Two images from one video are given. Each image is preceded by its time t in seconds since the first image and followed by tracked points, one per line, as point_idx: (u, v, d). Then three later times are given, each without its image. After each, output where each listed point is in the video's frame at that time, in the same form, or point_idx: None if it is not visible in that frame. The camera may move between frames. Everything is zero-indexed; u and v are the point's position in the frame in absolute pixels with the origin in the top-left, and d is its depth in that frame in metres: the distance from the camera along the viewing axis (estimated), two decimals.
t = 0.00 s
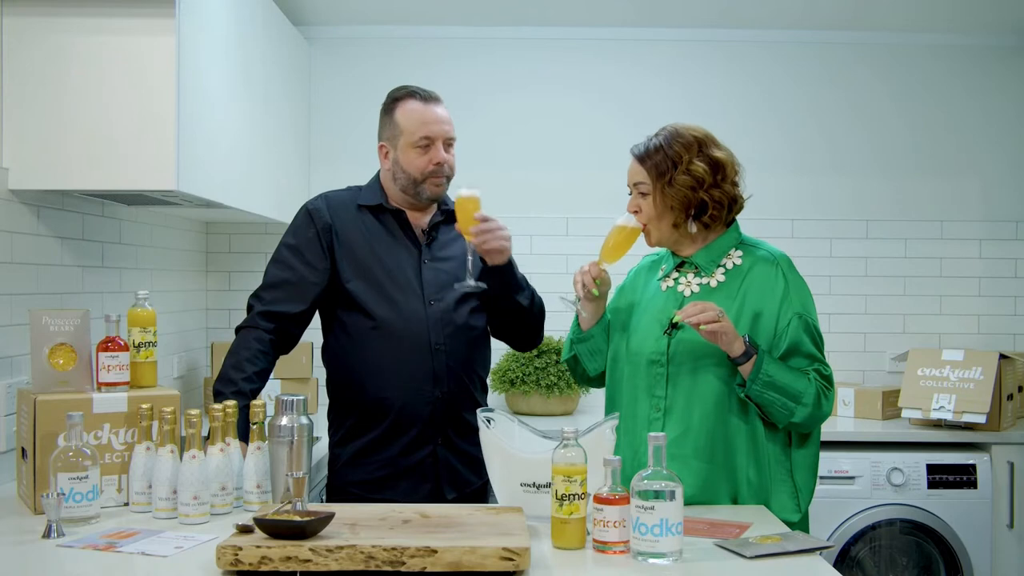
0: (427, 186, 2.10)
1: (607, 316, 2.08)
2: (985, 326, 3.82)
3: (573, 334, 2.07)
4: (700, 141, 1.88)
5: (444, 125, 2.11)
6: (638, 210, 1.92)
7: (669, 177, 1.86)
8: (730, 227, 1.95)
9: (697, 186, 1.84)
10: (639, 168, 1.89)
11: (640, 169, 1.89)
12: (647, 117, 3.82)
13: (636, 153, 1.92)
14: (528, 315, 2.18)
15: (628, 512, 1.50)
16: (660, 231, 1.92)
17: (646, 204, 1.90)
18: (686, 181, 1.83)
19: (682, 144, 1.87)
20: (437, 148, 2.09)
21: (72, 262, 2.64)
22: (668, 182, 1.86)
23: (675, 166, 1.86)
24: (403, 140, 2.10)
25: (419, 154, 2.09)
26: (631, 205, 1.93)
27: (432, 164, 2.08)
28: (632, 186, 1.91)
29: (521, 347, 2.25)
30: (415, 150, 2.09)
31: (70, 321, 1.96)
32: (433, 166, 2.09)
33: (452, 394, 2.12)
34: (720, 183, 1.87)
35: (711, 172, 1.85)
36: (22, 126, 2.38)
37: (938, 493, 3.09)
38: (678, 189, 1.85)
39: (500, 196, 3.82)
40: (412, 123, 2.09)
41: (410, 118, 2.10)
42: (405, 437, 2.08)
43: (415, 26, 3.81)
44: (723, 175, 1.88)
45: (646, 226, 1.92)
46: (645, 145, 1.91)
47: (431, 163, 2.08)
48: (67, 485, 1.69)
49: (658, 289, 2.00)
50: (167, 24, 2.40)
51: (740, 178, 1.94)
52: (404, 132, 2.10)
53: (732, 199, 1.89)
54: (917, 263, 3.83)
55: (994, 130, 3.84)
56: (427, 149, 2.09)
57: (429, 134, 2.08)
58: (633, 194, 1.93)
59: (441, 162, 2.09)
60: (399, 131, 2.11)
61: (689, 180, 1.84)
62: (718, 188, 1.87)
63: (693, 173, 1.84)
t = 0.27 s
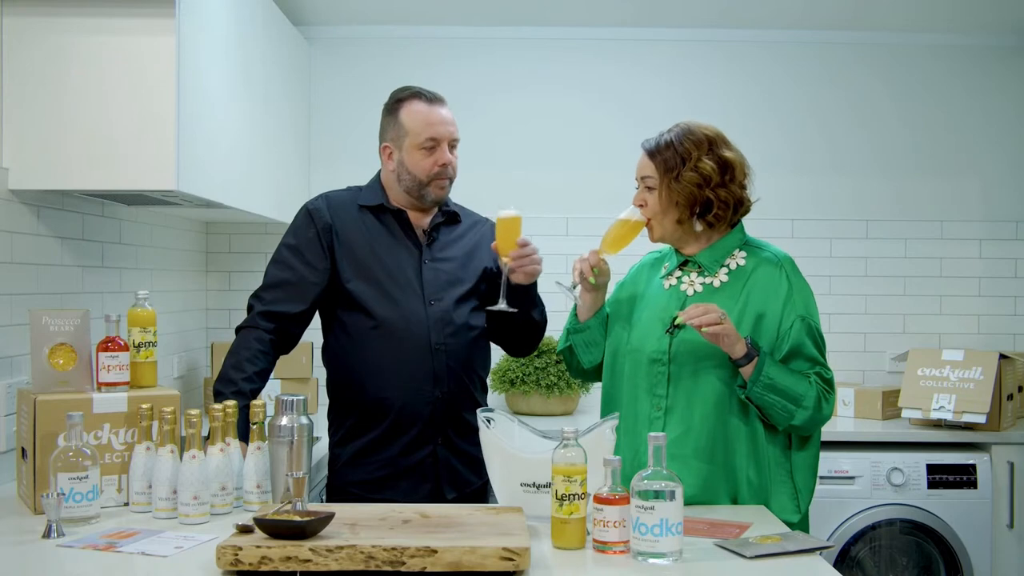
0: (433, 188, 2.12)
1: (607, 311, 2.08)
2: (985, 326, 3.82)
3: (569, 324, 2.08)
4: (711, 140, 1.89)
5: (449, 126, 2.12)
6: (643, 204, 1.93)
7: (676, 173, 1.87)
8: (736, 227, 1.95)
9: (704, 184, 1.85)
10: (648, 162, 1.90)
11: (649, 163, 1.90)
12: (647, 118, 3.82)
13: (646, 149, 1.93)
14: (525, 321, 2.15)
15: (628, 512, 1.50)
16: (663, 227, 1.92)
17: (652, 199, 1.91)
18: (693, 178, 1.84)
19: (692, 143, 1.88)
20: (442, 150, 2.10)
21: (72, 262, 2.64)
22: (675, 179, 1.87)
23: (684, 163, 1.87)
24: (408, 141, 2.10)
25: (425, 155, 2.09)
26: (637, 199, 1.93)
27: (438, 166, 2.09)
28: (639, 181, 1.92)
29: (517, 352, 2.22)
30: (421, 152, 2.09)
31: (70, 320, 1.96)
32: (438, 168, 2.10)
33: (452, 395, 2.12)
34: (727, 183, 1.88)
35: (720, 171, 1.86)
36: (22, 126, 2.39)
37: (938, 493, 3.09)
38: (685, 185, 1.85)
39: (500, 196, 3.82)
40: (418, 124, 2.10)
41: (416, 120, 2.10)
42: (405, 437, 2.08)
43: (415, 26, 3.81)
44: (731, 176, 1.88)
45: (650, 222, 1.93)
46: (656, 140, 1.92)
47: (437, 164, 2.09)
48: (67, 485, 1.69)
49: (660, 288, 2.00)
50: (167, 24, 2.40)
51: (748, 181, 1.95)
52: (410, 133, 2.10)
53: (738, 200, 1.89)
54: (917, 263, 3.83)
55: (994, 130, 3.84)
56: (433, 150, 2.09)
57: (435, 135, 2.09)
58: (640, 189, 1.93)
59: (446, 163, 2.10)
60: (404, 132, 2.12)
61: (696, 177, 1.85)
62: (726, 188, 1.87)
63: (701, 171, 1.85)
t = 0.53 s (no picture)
0: (431, 186, 2.11)
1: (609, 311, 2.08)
2: (985, 326, 3.82)
3: (575, 329, 2.06)
4: (712, 140, 1.88)
5: (449, 125, 2.12)
6: (644, 205, 1.93)
7: (677, 173, 1.87)
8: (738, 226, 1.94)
9: (704, 185, 1.85)
10: (650, 163, 1.91)
11: (651, 164, 1.91)
12: (647, 118, 3.82)
13: (649, 149, 1.93)
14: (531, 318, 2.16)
15: (628, 512, 1.50)
16: (666, 228, 1.93)
17: (654, 199, 1.91)
18: (694, 179, 1.84)
19: (694, 143, 1.87)
20: (442, 148, 2.10)
21: (72, 262, 2.64)
22: (676, 179, 1.87)
23: (685, 163, 1.87)
24: (407, 139, 2.11)
25: (424, 153, 2.09)
26: (640, 199, 1.94)
27: (437, 164, 2.09)
28: (642, 181, 1.93)
29: (517, 349, 2.25)
30: (420, 150, 2.09)
31: (70, 321, 1.96)
32: (438, 165, 2.10)
33: (452, 394, 2.12)
34: (729, 184, 1.88)
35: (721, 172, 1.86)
36: (22, 126, 2.39)
37: (938, 493, 3.09)
38: (686, 186, 1.86)
39: (500, 196, 3.82)
40: (417, 122, 2.10)
41: (416, 118, 2.10)
42: (405, 437, 2.08)
43: (415, 26, 3.81)
44: (733, 176, 1.88)
45: (652, 222, 1.93)
46: (658, 140, 1.92)
47: (436, 162, 2.09)
48: (67, 485, 1.69)
49: (661, 288, 2.00)
50: (167, 24, 2.40)
51: (752, 179, 1.94)
52: (409, 131, 2.10)
53: (740, 201, 1.89)
54: (917, 263, 3.83)
55: (994, 130, 3.84)
56: (433, 148, 2.09)
57: (435, 133, 2.09)
58: (642, 189, 1.94)
59: (446, 161, 2.10)
60: (404, 130, 2.12)
61: (696, 177, 1.85)
62: (727, 188, 1.87)
63: (702, 171, 1.85)
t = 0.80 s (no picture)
0: (432, 185, 2.11)
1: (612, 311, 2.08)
2: (985, 326, 3.82)
3: (582, 339, 2.09)
4: (716, 139, 1.88)
5: (449, 124, 2.13)
6: (649, 203, 1.94)
7: (679, 172, 1.87)
8: (741, 225, 1.94)
9: (705, 184, 1.85)
10: (655, 161, 1.92)
11: (655, 163, 1.91)
12: (647, 118, 3.82)
13: (654, 147, 1.94)
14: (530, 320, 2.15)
15: (628, 512, 1.50)
16: (668, 226, 1.94)
17: (657, 198, 1.92)
18: (694, 178, 1.85)
19: (697, 142, 1.87)
20: (443, 147, 2.10)
21: (72, 262, 2.63)
22: (678, 178, 1.88)
23: (687, 162, 1.87)
24: (408, 138, 2.11)
25: (425, 153, 2.10)
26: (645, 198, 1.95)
27: (438, 163, 2.10)
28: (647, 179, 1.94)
29: (517, 350, 2.23)
30: (421, 149, 2.09)
31: (70, 321, 1.96)
32: (438, 165, 2.10)
33: (452, 394, 2.12)
34: (731, 183, 1.87)
35: (722, 172, 1.86)
36: (22, 126, 2.39)
37: (938, 493, 3.09)
38: (686, 185, 1.86)
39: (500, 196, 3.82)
40: (418, 121, 2.10)
41: (416, 117, 2.11)
42: (405, 437, 2.08)
43: (415, 26, 3.81)
44: (736, 176, 1.88)
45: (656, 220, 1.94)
46: (664, 139, 1.92)
47: (436, 161, 2.10)
48: (67, 485, 1.69)
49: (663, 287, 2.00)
50: (167, 24, 2.40)
51: (757, 179, 1.93)
52: (410, 131, 2.11)
53: (742, 201, 1.89)
54: (917, 263, 3.83)
55: (994, 130, 3.84)
56: (433, 147, 2.10)
57: (435, 133, 2.10)
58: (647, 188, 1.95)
59: (446, 160, 2.11)
60: (404, 130, 2.12)
61: (697, 177, 1.85)
62: (729, 188, 1.87)
63: (703, 170, 1.85)
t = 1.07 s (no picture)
0: (432, 184, 2.11)
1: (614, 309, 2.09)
2: (985, 326, 3.82)
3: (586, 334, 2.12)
4: (730, 142, 1.88)
5: (448, 124, 2.13)
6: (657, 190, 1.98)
7: (684, 166, 1.90)
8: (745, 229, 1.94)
9: (703, 183, 1.87)
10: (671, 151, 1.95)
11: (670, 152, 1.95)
12: (647, 118, 3.82)
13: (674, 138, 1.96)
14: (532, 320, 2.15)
15: (628, 512, 1.50)
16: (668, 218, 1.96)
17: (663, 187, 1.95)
18: (693, 175, 1.87)
19: (710, 141, 1.88)
20: (443, 147, 2.11)
21: (72, 262, 2.63)
22: (681, 172, 1.90)
23: (694, 158, 1.89)
24: (408, 138, 2.11)
25: (425, 152, 2.10)
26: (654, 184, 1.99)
27: (438, 163, 2.10)
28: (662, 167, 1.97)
29: (518, 349, 2.25)
30: (421, 149, 2.10)
31: (70, 321, 1.96)
32: (439, 165, 2.10)
33: (452, 395, 2.12)
34: (733, 187, 1.88)
35: (725, 174, 1.86)
36: (22, 126, 2.39)
37: (938, 493, 3.09)
38: (686, 181, 1.88)
39: (500, 196, 3.82)
40: (417, 121, 2.11)
41: (416, 117, 2.11)
42: (405, 437, 2.08)
43: (415, 26, 3.81)
44: (740, 181, 1.87)
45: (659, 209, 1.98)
46: (685, 132, 1.94)
47: (436, 161, 2.10)
48: (67, 485, 1.69)
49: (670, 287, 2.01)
50: (167, 24, 2.40)
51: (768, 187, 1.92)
52: (409, 130, 2.11)
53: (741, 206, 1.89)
54: (917, 263, 3.83)
55: (993, 130, 3.84)
56: (433, 147, 2.10)
57: (435, 132, 2.10)
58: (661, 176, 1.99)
59: (446, 159, 2.11)
60: (404, 129, 2.13)
61: (697, 174, 1.87)
62: (728, 192, 1.87)
63: (705, 169, 1.86)
